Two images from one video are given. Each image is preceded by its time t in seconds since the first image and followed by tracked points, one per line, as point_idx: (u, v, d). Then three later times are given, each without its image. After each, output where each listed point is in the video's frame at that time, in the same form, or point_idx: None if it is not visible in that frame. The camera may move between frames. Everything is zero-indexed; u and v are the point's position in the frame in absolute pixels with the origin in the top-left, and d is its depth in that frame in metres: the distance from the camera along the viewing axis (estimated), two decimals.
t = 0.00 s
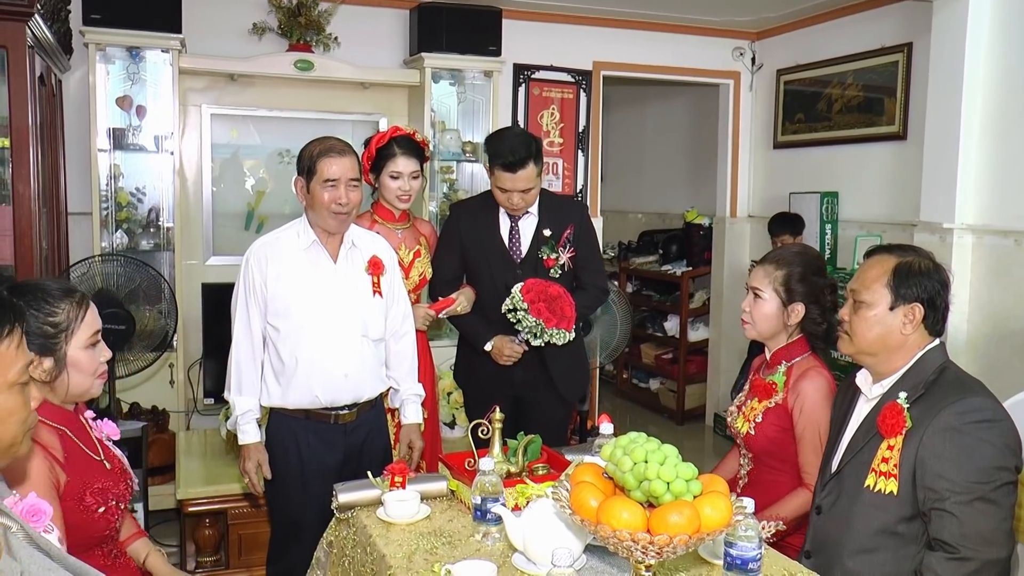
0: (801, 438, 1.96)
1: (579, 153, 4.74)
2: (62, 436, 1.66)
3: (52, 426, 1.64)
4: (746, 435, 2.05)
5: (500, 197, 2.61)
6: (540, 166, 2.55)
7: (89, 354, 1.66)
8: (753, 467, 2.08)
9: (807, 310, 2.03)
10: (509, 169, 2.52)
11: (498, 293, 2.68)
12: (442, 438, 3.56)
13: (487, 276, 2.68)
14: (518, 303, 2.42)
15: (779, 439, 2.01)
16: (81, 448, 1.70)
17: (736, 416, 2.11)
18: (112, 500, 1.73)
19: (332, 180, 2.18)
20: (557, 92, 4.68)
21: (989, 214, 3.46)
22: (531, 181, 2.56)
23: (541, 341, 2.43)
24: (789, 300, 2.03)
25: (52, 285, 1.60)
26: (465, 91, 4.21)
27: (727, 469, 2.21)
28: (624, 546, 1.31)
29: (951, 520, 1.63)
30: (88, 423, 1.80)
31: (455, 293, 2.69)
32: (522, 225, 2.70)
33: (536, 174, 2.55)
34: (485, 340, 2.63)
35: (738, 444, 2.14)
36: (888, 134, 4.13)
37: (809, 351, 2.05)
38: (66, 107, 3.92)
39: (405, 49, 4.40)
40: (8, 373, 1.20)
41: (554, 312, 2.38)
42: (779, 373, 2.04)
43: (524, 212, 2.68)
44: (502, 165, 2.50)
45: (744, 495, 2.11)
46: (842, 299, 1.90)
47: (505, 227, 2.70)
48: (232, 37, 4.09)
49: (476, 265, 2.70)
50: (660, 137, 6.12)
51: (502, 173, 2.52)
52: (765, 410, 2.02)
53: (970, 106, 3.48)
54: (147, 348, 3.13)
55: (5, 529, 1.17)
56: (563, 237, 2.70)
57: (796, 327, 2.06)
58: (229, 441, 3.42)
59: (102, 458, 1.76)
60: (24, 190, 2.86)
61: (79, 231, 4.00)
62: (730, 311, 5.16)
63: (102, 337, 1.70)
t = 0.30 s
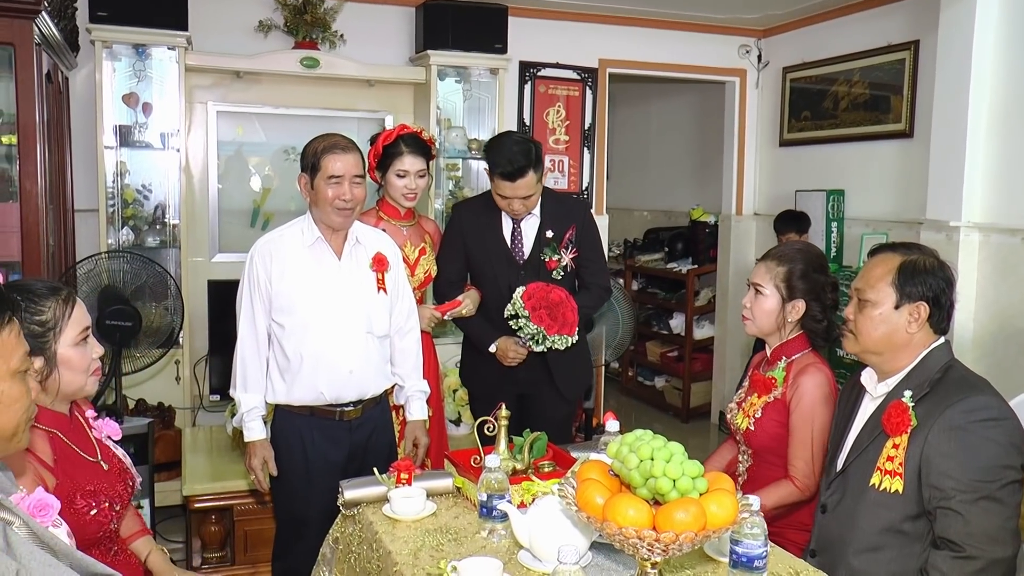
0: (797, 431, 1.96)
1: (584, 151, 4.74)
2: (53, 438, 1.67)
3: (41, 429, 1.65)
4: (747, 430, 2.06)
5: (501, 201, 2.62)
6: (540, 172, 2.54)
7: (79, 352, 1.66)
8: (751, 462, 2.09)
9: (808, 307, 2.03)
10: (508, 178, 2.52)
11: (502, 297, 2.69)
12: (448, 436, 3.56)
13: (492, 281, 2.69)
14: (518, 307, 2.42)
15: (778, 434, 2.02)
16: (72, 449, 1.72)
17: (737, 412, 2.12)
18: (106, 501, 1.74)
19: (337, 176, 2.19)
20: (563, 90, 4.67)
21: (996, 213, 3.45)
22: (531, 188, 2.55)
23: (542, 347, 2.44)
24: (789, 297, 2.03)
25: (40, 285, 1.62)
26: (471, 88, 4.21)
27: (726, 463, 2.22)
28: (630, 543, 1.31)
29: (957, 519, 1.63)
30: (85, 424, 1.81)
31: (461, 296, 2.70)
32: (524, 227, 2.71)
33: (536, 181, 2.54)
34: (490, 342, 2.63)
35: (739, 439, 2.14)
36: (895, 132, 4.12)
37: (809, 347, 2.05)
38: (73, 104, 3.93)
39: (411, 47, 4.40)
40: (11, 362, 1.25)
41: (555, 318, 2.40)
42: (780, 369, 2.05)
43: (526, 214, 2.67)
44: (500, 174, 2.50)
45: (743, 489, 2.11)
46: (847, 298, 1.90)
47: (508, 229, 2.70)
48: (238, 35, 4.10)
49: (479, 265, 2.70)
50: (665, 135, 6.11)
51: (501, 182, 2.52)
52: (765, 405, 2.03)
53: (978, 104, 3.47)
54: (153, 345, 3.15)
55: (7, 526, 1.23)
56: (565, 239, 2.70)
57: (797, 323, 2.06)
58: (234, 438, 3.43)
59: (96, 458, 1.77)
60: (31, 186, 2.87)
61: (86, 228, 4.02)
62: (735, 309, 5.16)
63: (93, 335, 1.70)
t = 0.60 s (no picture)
0: (802, 429, 1.97)
1: (591, 147, 4.75)
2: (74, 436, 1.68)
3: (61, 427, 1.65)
4: (752, 427, 2.06)
5: (503, 194, 2.62)
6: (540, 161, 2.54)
7: (89, 345, 1.67)
8: (757, 461, 2.09)
9: (812, 303, 2.03)
10: (508, 168, 2.53)
11: (504, 287, 2.69)
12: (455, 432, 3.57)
13: (496, 274, 2.69)
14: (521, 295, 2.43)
15: (784, 432, 2.02)
16: (93, 447, 1.72)
17: (742, 410, 2.12)
18: (128, 498, 1.77)
19: (342, 172, 2.20)
20: (569, 87, 4.68)
21: (1003, 210, 3.44)
22: (531, 177, 2.55)
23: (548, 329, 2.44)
24: (794, 294, 2.04)
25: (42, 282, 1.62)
26: (478, 86, 4.22)
27: (732, 462, 2.21)
28: (635, 539, 1.32)
29: (962, 516, 1.63)
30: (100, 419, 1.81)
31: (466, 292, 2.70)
32: (526, 219, 2.71)
33: (536, 170, 2.54)
34: (496, 335, 2.64)
35: (744, 438, 2.15)
36: (902, 129, 4.11)
37: (815, 345, 2.05)
38: (81, 101, 3.94)
39: (418, 44, 4.41)
40: (20, 356, 1.28)
41: (557, 298, 2.41)
42: (785, 366, 2.05)
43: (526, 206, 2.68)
44: (501, 164, 2.51)
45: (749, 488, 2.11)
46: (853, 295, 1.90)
47: (510, 222, 2.70)
48: (245, 32, 4.11)
49: (482, 262, 2.70)
50: (672, 132, 6.10)
51: (502, 173, 2.53)
52: (770, 403, 2.03)
53: (985, 102, 3.46)
54: (161, 342, 3.16)
55: (19, 522, 1.24)
56: (567, 227, 2.71)
57: (802, 320, 2.06)
58: (241, 433, 3.44)
59: (114, 454, 1.78)
60: (40, 184, 2.88)
61: (94, 224, 4.04)
62: (741, 305, 5.15)
63: (100, 327, 1.71)
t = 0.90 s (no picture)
0: (811, 427, 1.97)
1: (595, 144, 4.75)
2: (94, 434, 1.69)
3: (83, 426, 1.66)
4: (761, 425, 2.06)
5: (506, 189, 2.62)
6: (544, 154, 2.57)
7: (117, 337, 1.70)
8: (764, 457, 2.10)
9: (819, 300, 2.03)
10: (514, 159, 2.53)
11: (509, 283, 2.68)
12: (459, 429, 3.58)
13: (500, 268, 2.69)
14: (525, 287, 2.43)
15: (792, 430, 2.02)
16: (113, 445, 1.73)
17: (750, 407, 2.12)
18: (144, 496, 1.78)
19: (347, 167, 2.20)
20: (573, 84, 4.67)
21: (1008, 207, 3.43)
22: (536, 171, 2.57)
23: (553, 322, 2.44)
24: (800, 292, 2.04)
25: (60, 283, 1.63)
26: (482, 82, 4.21)
27: (737, 458, 2.22)
28: (638, 535, 1.32)
29: (964, 512, 1.63)
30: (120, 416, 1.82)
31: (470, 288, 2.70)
32: (530, 214, 2.72)
33: (542, 162, 2.56)
34: (500, 329, 2.64)
35: (751, 435, 2.15)
36: (906, 126, 4.11)
37: (823, 342, 2.05)
38: (86, 98, 3.96)
39: (422, 41, 4.41)
40: (31, 351, 1.29)
41: (561, 290, 2.41)
42: (794, 364, 2.05)
43: (531, 201, 2.69)
44: (506, 155, 2.52)
45: (755, 485, 2.12)
46: (856, 292, 1.90)
47: (513, 217, 2.71)
48: (249, 30, 4.12)
49: (486, 257, 2.70)
50: (676, 129, 6.10)
51: (506, 164, 2.53)
52: (779, 401, 2.03)
53: (989, 98, 3.46)
54: (165, 339, 3.14)
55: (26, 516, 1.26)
56: (571, 222, 2.72)
57: (809, 319, 2.06)
58: (245, 430, 3.45)
59: (132, 451, 1.79)
60: (45, 181, 2.89)
61: (99, 222, 4.05)
62: (745, 302, 5.15)
63: (123, 320, 1.74)
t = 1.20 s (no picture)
0: (812, 425, 1.97)
1: (597, 142, 4.75)
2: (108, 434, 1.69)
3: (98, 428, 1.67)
4: (763, 422, 2.07)
5: (520, 181, 2.62)
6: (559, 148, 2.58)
7: (138, 337, 1.71)
8: (767, 454, 2.10)
9: (823, 297, 2.03)
10: (530, 149, 2.54)
11: (513, 276, 2.70)
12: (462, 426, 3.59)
13: (505, 263, 2.70)
14: (527, 282, 2.43)
15: (794, 427, 2.03)
16: (125, 446, 1.73)
17: (754, 404, 2.13)
18: (154, 500, 1.78)
19: (350, 165, 2.20)
20: (576, 81, 4.67)
21: (1011, 203, 3.43)
22: (551, 162, 2.58)
23: (554, 318, 2.44)
24: (804, 289, 2.04)
25: (82, 282, 1.64)
26: (484, 80, 4.21)
27: (741, 455, 2.22)
28: (639, 532, 1.32)
29: (965, 508, 1.64)
30: (135, 417, 1.82)
31: (474, 281, 2.70)
32: (539, 210, 2.71)
33: (557, 155, 2.58)
34: (501, 323, 2.64)
35: (754, 431, 2.16)
36: (909, 123, 4.10)
37: (827, 340, 2.05)
38: (89, 96, 3.97)
39: (424, 39, 4.41)
40: (35, 348, 1.30)
41: (564, 286, 2.41)
42: (798, 362, 2.05)
43: (540, 197, 2.70)
44: (524, 144, 2.52)
45: (757, 481, 2.12)
46: (858, 288, 1.90)
47: (522, 212, 2.71)
48: (252, 28, 4.12)
49: (493, 251, 2.71)
50: (679, 125, 6.09)
51: (523, 154, 2.53)
52: (782, 398, 2.04)
53: (992, 96, 3.45)
54: (168, 336, 3.15)
55: (30, 514, 1.27)
56: (579, 221, 2.72)
57: (813, 316, 2.06)
58: (248, 427, 3.46)
59: (144, 453, 1.79)
60: (48, 180, 2.90)
61: (102, 220, 4.06)
62: (748, 299, 5.15)
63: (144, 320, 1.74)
